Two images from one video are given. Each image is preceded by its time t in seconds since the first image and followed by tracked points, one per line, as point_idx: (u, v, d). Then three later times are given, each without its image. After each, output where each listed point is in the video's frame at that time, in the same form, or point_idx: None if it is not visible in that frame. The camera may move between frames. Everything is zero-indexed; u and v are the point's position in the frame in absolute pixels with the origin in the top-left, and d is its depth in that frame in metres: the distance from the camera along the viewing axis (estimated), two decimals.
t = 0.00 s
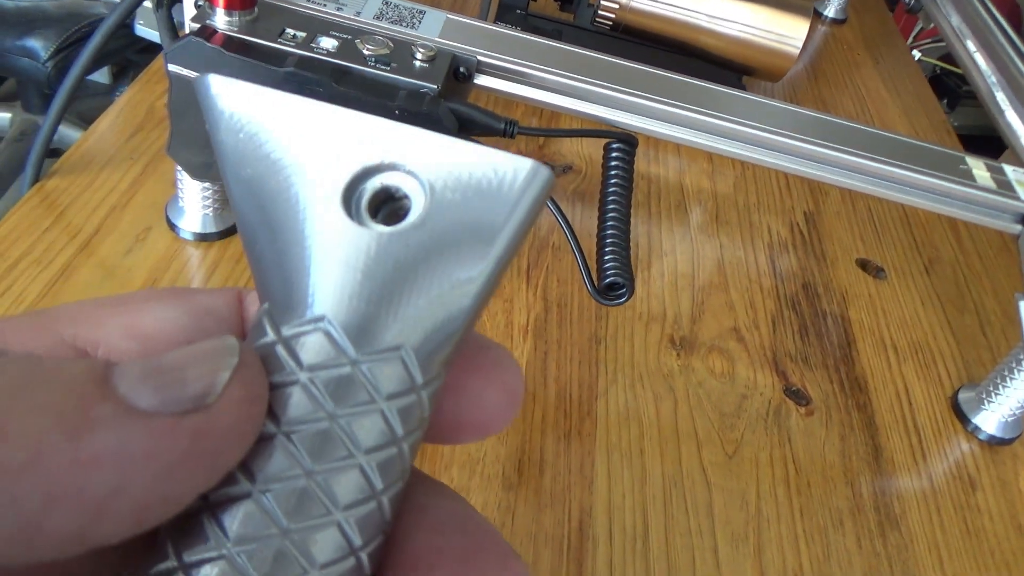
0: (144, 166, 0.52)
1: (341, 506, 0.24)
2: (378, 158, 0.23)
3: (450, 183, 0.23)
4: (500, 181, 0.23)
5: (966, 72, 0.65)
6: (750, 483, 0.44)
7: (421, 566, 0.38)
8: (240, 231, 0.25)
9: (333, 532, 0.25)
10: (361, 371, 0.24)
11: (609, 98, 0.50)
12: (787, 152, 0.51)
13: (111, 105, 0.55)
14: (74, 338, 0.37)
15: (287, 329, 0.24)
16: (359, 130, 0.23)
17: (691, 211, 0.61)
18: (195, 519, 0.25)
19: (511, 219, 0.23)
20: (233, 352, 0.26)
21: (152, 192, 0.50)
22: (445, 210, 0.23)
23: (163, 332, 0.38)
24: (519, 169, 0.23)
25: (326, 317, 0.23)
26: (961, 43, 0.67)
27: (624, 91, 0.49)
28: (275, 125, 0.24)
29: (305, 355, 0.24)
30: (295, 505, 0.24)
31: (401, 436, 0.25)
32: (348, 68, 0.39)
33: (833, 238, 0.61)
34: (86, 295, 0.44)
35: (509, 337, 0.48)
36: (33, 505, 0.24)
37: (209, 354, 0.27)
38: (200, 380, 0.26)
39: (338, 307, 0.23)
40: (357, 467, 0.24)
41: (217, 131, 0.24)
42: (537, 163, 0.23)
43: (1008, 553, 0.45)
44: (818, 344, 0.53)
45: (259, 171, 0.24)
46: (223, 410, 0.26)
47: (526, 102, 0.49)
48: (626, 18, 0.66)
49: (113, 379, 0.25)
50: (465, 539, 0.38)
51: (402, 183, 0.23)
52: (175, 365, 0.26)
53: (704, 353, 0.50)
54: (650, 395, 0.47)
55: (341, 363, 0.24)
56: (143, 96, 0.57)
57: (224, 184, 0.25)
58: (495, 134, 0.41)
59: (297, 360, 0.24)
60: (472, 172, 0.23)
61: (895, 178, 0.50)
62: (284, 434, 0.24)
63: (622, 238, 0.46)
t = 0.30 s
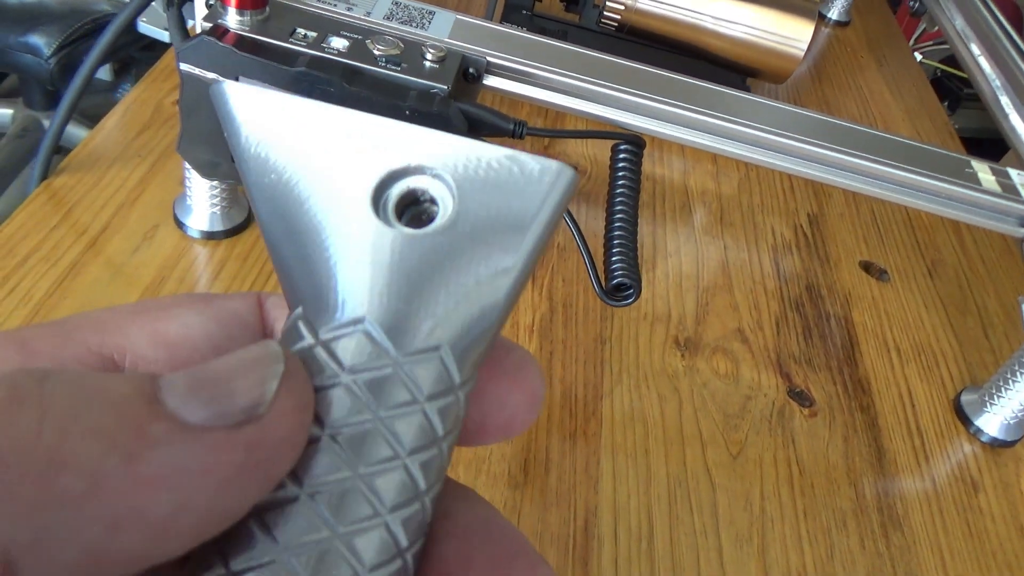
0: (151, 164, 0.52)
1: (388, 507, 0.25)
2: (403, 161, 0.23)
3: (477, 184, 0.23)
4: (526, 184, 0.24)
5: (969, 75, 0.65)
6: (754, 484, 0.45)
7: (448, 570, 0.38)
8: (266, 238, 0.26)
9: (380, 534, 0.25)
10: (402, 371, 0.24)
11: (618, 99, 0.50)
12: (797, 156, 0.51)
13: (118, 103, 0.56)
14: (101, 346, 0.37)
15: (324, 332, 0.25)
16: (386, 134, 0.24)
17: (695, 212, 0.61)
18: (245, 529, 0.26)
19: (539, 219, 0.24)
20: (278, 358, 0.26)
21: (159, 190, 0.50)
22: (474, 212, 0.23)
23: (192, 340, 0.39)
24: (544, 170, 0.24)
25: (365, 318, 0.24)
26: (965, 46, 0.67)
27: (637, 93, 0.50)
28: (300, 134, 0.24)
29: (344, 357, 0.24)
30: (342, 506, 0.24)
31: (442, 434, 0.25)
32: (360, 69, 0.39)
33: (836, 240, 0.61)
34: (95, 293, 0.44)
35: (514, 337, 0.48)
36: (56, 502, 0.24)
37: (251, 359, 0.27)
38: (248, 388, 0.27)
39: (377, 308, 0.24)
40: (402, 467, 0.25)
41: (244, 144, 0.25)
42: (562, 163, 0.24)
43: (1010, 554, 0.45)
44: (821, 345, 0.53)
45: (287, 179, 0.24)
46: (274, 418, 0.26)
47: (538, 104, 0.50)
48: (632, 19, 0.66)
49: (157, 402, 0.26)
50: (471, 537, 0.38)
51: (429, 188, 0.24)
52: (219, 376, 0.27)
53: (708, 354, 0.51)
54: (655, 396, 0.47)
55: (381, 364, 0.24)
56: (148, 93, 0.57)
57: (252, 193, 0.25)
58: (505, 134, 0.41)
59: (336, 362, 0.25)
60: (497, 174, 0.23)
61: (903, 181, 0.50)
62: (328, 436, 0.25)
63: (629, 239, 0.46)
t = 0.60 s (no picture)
0: (149, 161, 0.52)
1: (411, 497, 0.24)
2: (420, 171, 0.24)
3: (495, 193, 0.24)
4: (540, 193, 0.25)
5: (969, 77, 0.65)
6: (750, 485, 0.45)
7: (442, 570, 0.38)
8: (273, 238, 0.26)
9: (402, 524, 0.24)
10: (426, 358, 0.24)
11: (618, 100, 0.50)
12: (799, 159, 0.51)
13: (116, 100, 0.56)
14: (80, 347, 0.36)
15: (343, 319, 0.24)
16: (403, 147, 0.24)
17: (692, 213, 0.61)
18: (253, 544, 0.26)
19: (554, 226, 0.24)
20: (289, 353, 0.25)
21: (157, 188, 0.50)
22: (492, 216, 0.24)
23: (178, 345, 0.38)
24: (557, 182, 0.25)
25: (389, 303, 0.24)
26: (964, 48, 0.67)
27: (638, 94, 0.50)
28: (318, 148, 0.25)
29: (366, 342, 0.24)
30: (365, 491, 0.24)
31: (464, 429, 0.25)
32: (356, 66, 0.39)
33: (835, 242, 0.61)
34: (92, 290, 0.44)
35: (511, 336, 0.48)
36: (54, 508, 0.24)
37: (258, 354, 0.25)
38: (261, 389, 0.25)
39: (401, 294, 0.23)
40: (425, 457, 0.24)
41: (257, 158, 0.25)
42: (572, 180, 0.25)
43: (1005, 556, 0.45)
44: (818, 346, 0.53)
45: (302, 190, 0.24)
46: (293, 421, 0.25)
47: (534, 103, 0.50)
48: (632, 19, 0.66)
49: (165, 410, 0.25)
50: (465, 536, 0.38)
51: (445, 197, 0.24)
52: (226, 375, 0.25)
53: (705, 355, 0.51)
54: (652, 397, 0.47)
55: (405, 350, 0.24)
56: (147, 90, 0.57)
57: (261, 205, 0.25)
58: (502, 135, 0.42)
59: (358, 348, 0.24)
60: (512, 186, 0.24)
61: (902, 184, 0.50)
62: (352, 420, 0.24)
63: (626, 239, 0.46)
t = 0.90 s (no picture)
0: (146, 163, 0.51)
1: (410, 513, 0.24)
2: (422, 178, 0.24)
3: (499, 201, 0.24)
4: (544, 201, 0.24)
5: (969, 77, 0.65)
6: (750, 488, 0.44)
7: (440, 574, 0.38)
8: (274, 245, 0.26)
9: (401, 541, 0.24)
10: (426, 371, 0.23)
11: (618, 102, 0.50)
12: (802, 160, 0.51)
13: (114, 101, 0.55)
14: (78, 357, 0.36)
15: (343, 330, 0.24)
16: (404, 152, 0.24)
17: (692, 213, 0.61)
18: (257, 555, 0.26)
19: (559, 235, 0.24)
20: (288, 367, 0.25)
21: (154, 189, 0.50)
22: (494, 224, 0.24)
23: (177, 354, 0.38)
24: (562, 190, 0.24)
25: (389, 315, 0.23)
26: (965, 47, 0.67)
27: (637, 94, 0.50)
28: (321, 153, 0.24)
29: (365, 354, 0.24)
30: (363, 507, 0.24)
31: (464, 444, 0.25)
32: (354, 68, 0.39)
33: (834, 243, 0.61)
34: (89, 292, 0.44)
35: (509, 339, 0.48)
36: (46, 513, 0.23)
37: (257, 368, 0.25)
38: (260, 403, 0.25)
39: (401, 305, 0.23)
40: (424, 473, 0.24)
41: (259, 163, 0.25)
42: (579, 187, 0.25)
43: (1006, 559, 0.45)
44: (818, 348, 0.53)
45: (303, 194, 0.24)
46: (293, 435, 0.25)
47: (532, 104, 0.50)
48: (631, 19, 0.66)
49: (161, 423, 0.25)
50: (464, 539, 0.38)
51: (448, 204, 0.24)
52: (223, 388, 0.25)
53: (704, 356, 0.50)
54: (651, 399, 0.47)
55: (404, 362, 0.23)
56: (145, 91, 0.56)
57: (262, 208, 0.25)
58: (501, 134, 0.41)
59: (357, 360, 0.24)
60: (516, 193, 0.24)
61: (903, 185, 0.50)
62: (350, 433, 0.24)
63: (625, 241, 0.46)
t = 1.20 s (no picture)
0: (139, 166, 0.51)
1: (395, 528, 0.24)
2: (415, 183, 0.24)
3: (493, 207, 0.24)
4: (538, 208, 0.24)
5: (964, 74, 0.65)
6: (747, 488, 0.44)
7: None
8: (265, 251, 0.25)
9: (386, 558, 0.24)
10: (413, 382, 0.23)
11: (614, 101, 0.49)
12: (798, 159, 0.50)
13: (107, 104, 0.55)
14: (63, 368, 0.36)
15: (330, 341, 0.24)
16: (398, 159, 0.24)
17: (688, 212, 0.61)
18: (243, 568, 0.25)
19: (552, 243, 0.24)
20: (268, 381, 0.25)
21: (147, 193, 0.50)
22: (487, 231, 0.24)
23: (164, 365, 0.38)
24: (557, 196, 0.24)
25: (377, 325, 0.23)
26: (959, 45, 0.67)
27: (633, 94, 0.49)
28: (316, 157, 0.24)
29: (352, 366, 0.24)
30: (347, 523, 0.23)
31: (452, 457, 0.25)
32: (347, 69, 0.39)
33: (831, 241, 0.61)
34: (82, 296, 0.44)
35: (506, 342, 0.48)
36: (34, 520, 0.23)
37: (238, 382, 0.25)
38: (240, 417, 0.25)
39: (390, 315, 0.23)
40: (410, 488, 0.24)
41: (252, 167, 0.25)
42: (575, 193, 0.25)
43: (1004, 556, 0.45)
44: (815, 347, 0.53)
45: (295, 202, 0.24)
46: (274, 451, 0.25)
47: (527, 104, 0.50)
48: (626, 18, 0.66)
49: (140, 438, 0.25)
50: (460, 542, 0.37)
51: (442, 211, 0.24)
52: (204, 402, 0.25)
53: (701, 356, 0.50)
54: (649, 400, 0.47)
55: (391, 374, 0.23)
56: (138, 94, 0.56)
57: (251, 214, 0.25)
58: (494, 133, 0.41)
59: (344, 371, 0.24)
60: (510, 200, 0.24)
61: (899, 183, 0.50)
62: (335, 447, 0.24)
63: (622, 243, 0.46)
